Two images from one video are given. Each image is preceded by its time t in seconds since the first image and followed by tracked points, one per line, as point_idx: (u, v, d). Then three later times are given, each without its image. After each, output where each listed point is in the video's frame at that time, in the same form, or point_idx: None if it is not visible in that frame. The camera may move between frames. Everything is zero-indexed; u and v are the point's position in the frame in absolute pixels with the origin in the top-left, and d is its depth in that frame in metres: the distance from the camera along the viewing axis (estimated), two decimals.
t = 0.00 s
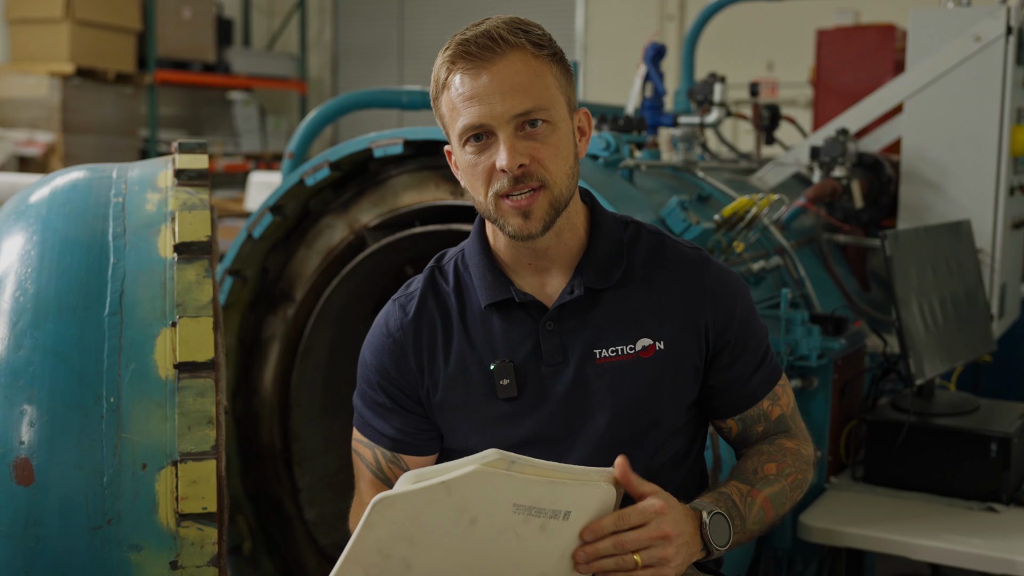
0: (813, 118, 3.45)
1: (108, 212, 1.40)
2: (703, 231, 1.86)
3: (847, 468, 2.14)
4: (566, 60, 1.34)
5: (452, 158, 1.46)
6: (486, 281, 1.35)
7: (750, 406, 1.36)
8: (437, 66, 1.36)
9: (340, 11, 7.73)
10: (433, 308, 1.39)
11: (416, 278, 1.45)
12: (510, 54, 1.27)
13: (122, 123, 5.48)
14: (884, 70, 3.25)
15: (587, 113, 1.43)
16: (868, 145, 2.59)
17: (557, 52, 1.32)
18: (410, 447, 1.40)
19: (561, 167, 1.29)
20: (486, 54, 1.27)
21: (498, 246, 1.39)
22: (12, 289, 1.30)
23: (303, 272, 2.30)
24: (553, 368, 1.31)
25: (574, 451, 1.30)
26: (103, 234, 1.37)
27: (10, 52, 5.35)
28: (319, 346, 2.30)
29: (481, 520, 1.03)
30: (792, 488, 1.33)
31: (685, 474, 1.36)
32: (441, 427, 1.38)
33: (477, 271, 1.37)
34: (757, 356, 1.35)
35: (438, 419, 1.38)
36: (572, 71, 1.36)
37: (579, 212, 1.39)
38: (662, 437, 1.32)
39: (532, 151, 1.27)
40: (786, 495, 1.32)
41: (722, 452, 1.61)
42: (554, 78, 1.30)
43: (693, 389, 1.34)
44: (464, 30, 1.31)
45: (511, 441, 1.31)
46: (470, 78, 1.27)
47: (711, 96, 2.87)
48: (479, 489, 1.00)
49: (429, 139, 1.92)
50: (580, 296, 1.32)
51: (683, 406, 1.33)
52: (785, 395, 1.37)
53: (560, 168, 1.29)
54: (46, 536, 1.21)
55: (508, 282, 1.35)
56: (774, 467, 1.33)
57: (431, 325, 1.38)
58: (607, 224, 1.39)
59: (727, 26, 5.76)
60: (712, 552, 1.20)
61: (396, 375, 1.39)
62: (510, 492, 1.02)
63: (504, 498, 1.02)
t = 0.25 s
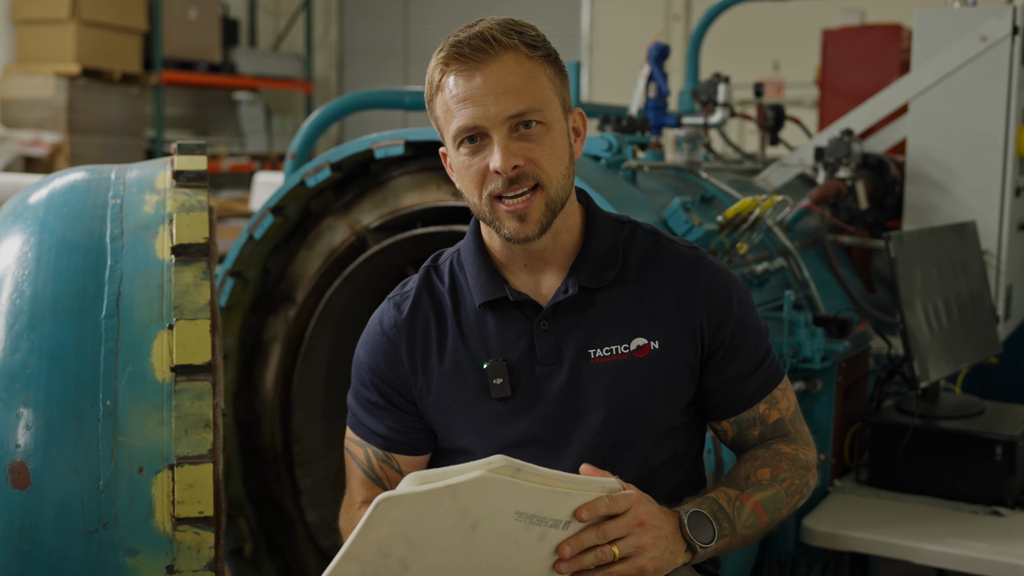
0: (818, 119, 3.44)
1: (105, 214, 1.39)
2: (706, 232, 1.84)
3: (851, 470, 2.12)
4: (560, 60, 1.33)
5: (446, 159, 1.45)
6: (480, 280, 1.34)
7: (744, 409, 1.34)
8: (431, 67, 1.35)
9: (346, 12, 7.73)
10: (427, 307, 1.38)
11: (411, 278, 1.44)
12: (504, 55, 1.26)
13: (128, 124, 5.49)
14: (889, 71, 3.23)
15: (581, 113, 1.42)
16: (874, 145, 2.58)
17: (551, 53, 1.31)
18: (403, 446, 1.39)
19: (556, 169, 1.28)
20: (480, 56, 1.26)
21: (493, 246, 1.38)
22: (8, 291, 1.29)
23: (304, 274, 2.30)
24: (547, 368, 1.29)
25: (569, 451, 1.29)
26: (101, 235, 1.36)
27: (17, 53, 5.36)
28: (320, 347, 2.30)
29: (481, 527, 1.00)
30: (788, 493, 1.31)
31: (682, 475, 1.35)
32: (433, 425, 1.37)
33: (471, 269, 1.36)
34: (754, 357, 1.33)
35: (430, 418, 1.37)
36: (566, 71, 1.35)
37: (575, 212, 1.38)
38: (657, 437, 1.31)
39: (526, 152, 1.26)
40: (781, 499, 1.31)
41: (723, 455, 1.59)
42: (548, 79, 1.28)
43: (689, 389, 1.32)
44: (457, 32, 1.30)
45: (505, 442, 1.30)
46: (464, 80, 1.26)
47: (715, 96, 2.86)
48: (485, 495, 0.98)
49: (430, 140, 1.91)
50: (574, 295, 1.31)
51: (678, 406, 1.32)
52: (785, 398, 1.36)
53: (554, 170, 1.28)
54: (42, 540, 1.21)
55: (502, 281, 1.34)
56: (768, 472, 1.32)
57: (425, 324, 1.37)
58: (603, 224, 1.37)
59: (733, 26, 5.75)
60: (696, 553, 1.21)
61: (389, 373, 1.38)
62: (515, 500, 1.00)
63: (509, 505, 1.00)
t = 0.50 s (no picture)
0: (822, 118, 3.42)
1: (101, 214, 1.38)
2: (707, 233, 1.83)
3: (853, 473, 2.10)
4: (547, 60, 1.32)
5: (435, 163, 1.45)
6: (473, 287, 1.33)
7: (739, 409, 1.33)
8: (417, 70, 1.34)
9: (350, 12, 7.73)
10: (420, 315, 1.37)
11: (404, 285, 1.43)
12: (490, 56, 1.25)
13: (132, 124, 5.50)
14: (894, 70, 3.21)
15: (570, 114, 1.41)
16: (878, 145, 2.58)
17: (537, 53, 1.30)
18: (400, 455, 1.39)
19: (544, 170, 1.27)
20: (465, 57, 1.25)
21: (483, 252, 1.37)
22: (3, 292, 1.29)
23: (304, 275, 2.29)
24: (543, 374, 1.28)
25: (567, 457, 1.28)
26: (96, 237, 1.35)
27: (21, 53, 5.37)
28: (320, 349, 2.29)
29: (503, 534, 0.98)
30: (783, 497, 1.31)
31: (681, 479, 1.34)
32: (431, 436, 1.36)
33: (463, 278, 1.35)
34: (750, 357, 1.32)
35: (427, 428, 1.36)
36: (553, 71, 1.34)
37: (566, 214, 1.37)
38: (655, 442, 1.29)
39: (515, 154, 1.25)
40: (776, 503, 1.30)
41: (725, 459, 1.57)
42: (535, 79, 1.28)
43: (686, 392, 1.31)
44: (443, 34, 1.29)
45: (503, 449, 1.30)
46: (450, 81, 1.26)
47: (718, 96, 2.84)
48: (511, 503, 0.96)
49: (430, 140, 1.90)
50: (568, 298, 1.30)
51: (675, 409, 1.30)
52: (783, 396, 1.34)
53: (543, 171, 1.27)
54: (36, 544, 1.20)
55: (495, 287, 1.33)
56: (762, 477, 1.31)
57: (419, 333, 1.36)
58: (594, 225, 1.36)
59: (738, 25, 5.73)
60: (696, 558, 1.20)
61: (384, 383, 1.37)
62: (537, 508, 0.99)
63: (531, 514, 0.99)
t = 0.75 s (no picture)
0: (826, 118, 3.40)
1: (96, 214, 1.37)
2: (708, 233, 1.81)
3: (856, 475, 2.08)
4: (534, 57, 1.31)
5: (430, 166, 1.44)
6: (469, 285, 1.31)
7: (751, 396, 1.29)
8: (405, 73, 1.34)
9: (355, 12, 7.72)
10: (418, 317, 1.36)
11: (402, 289, 1.42)
12: (474, 54, 1.24)
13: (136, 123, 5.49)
14: (899, 69, 3.19)
15: (560, 110, 1.40)
16: (882, 145, 2.56)
17: (523, 50, 1.29)
18: (401, 459, 1.37)
19: (534, 165, 1.26)
20: (449, 56, 1.24)
21: (479, 252, 1.36)
22: None
23: (304, 275, 2.28)
24: (541, 371, 1.27)
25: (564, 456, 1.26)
26: (91, 236, 1.34)
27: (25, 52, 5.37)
28: (320, 349, 2.28)
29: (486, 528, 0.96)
30: (808, 468, 1.26)
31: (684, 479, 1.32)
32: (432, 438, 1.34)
33: (460, 278, 1.34)
34: (754, 346, 1.29)
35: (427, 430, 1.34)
36: (541, 68, 1.33)
37: (561, 210, 1.36)
38: (655, 439, 1.28)
39: (503, 150, 1.24)
40: (801, 475, 1.26)
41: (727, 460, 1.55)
42: (521, 76, 1.27)
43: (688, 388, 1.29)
44: (428, 36, 1.29)
45: (502, 447, 1.28)
46: (436, 81, 1.25)
47: (721, 95, 2.82)
48: (487, 494, 0.94)
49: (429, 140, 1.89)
50: (564, 294, 1.29)
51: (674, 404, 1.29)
52: (790, 381, 1.30)
53: (532, 166, 1.25)
54: (29, 546, 1.19)
55: (492, 285, 1.32)
56: (785, 447, 1.26)
57: (417, 335, 1.35)
58: (591, 222, 1.35)
59: (743, 25, 5.71)
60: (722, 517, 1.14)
61: (384, 386, 1.36)
62: (514, 494, 0.96)
63: (510, 500, 0.96)
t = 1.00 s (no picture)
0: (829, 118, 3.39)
1: (91, 214, 1.36)
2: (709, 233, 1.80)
3: (859, 477, 2.07)
4: (548, 57, 1.30)
5: (438, 164, 1.42)
6: (476, 281, 1.31)
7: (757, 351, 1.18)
8: (418, 69, 1.32)
9: (358, 12, 7.72)
10: (424, 314, 1.35)
11: (408, 287, 1.41)
12: (491, 52, 1.23)
13: (140, 124, 5.51)
14: (902, 69, 3.17)
15: (572, 110, 1.39)
16: (884, 145, 2.55)
17: (538, 49, 1.28)
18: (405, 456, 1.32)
19: (548, 164, 1.24)
20: (467, 53, 1.23)
21: (486, 250, 1.35)
22: None
23: (303, 275, 2.27)
24: (546, 368, 1.26)
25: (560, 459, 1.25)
26: (86, 237, 1.33)
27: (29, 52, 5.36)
28: (319, 349, 2.26)
29: (437, 503, 0.88)
30: (837, 368, 1.13)
31: (689, 478, 1.30)
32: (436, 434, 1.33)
33: (467, 273, 1.33)
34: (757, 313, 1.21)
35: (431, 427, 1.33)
36: (555, 68, 1.32)
37: (569, 209, 1.35)
38: (657, 435, 1.27)
39: (519, 149, 1.22)
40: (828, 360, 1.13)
41: (728, 463, 1.54)
42: (537, 75, 1.26)
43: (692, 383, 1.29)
44: (443, 32, 1.28)
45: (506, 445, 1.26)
46: (452, 78, 1.23)
47: (723, 95, 2.81)
48: (431, 465, 0.86)
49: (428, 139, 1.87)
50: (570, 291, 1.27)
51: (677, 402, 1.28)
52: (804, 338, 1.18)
53: (547, 165, 1.24)
54: (21, 548, 1.18)
55: (498, 282, 1.31)
56: (804, 342, 1.14)
57: (423, 331, 1.34)
58: (598, 221, 1.34)
59: (746, 25, 5.69)
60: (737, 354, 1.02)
61: (389, 382, 1.34)
62: (460, 464, 0.87)
63: (457, 471, 0.87)
